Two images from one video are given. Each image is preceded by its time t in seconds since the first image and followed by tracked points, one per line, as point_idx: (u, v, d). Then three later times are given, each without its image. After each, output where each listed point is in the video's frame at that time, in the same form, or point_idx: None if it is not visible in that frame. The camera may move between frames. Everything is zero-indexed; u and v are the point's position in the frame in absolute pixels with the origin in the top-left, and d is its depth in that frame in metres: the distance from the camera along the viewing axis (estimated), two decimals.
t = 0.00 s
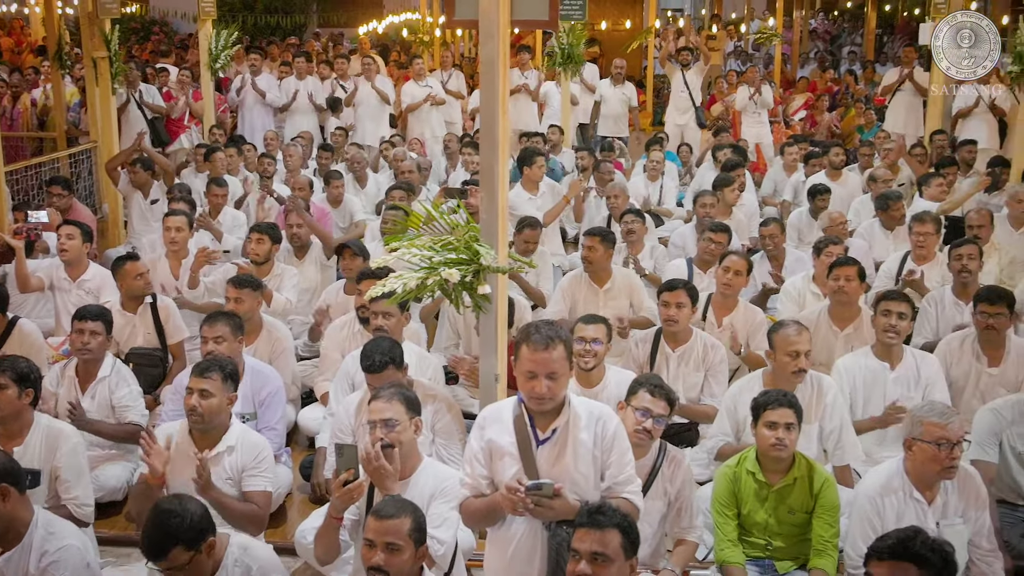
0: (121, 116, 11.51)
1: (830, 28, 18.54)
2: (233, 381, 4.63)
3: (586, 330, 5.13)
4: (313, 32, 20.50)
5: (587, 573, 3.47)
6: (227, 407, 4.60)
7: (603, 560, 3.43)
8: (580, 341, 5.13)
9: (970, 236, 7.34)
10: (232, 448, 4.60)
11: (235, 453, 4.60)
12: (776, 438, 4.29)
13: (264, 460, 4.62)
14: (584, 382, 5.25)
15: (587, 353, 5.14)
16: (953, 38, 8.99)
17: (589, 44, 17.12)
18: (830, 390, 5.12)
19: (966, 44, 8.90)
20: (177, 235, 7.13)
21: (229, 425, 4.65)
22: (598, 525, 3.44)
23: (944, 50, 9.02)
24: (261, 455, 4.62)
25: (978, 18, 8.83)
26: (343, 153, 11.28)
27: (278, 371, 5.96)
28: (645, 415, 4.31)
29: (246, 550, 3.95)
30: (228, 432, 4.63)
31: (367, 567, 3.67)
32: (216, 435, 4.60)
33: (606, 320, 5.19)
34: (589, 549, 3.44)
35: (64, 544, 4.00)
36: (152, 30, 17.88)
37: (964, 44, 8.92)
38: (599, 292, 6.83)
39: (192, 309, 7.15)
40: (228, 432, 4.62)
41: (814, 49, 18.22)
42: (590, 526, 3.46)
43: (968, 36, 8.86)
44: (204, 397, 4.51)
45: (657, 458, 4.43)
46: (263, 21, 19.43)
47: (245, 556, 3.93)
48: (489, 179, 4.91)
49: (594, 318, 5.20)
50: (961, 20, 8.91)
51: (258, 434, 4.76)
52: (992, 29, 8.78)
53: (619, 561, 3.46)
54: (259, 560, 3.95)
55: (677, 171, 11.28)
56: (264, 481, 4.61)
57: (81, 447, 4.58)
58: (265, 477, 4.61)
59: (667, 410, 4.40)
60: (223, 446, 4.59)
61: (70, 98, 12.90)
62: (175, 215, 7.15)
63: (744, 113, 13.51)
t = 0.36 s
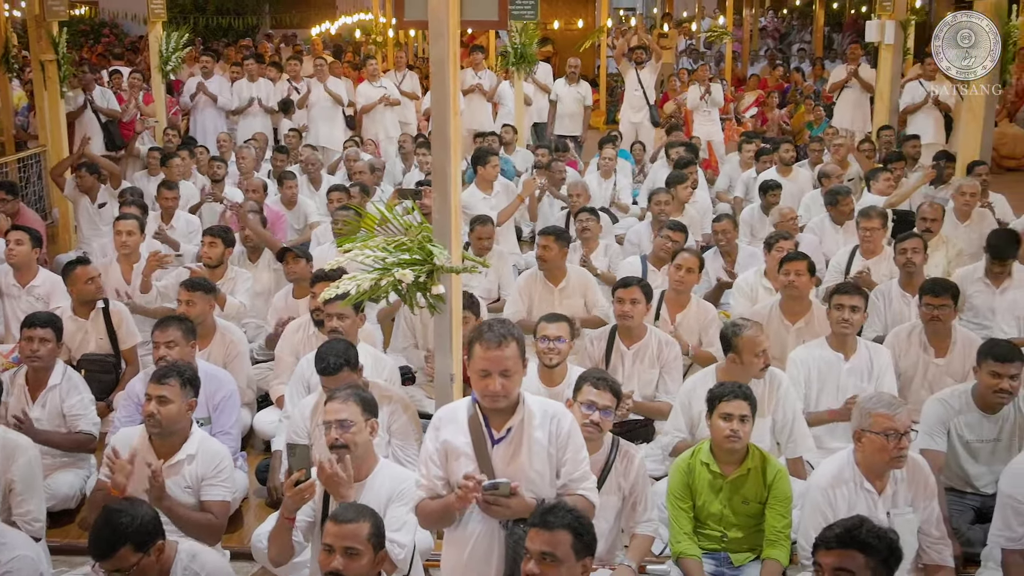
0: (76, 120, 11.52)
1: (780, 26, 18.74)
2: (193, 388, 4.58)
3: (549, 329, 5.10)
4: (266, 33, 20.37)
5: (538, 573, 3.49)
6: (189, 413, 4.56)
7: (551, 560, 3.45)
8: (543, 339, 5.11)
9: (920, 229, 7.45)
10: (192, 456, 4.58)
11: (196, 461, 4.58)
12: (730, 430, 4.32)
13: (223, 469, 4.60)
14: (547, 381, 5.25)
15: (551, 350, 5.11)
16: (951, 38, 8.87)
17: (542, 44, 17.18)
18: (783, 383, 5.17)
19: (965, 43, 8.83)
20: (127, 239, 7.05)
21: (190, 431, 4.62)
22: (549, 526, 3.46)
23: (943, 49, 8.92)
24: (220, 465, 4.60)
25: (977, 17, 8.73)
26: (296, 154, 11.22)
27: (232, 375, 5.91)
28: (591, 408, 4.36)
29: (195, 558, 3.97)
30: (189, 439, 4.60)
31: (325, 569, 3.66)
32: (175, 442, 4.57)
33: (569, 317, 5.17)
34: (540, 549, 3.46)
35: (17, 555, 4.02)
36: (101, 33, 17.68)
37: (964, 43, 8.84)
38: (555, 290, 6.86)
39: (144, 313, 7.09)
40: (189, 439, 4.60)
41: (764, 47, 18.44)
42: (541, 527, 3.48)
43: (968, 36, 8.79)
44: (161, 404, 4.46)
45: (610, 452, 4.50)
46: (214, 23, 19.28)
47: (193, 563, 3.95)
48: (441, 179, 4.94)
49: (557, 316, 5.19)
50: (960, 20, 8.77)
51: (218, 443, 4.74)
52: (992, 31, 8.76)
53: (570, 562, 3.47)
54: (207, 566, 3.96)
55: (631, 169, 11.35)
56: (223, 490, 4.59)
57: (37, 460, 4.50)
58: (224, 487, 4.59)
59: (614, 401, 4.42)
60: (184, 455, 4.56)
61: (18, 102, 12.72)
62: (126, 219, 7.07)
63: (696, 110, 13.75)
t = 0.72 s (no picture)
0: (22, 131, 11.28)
1: (726, 29, 18.94)
2: (131, 398, 4.52)
3: (505, 332, 5.10)
4: (214, 40, 20.19)
5: None
6: (127, 423, 4.49)
7: (497, 567, 3.46)
8: (500, 342, 5.11)
9: (865, 227, 7.56)
10: (134, 467, 4.54)
11: (138, 473, 4.54)
12: (684, 437, 4.34)
13: (168, 479, 4.56)
14: (502, 383, 5.24)
15: (507, 354, 5.13)
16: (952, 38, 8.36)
17: (492, 49, 17.24)
18: (732, 381, 5.23)
19: (965, 44, 8.28)
20: (72, 249, 6.95)
21: (132, 443, 4.57)
22: (495, 533, 3.47)
23: (944, 51, 8.40)
24: (164, 475, 4.56)
25: (978, 16, 8.19)
26: (245, 162, 11.15)
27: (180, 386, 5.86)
28: (536, 410, 4.39)
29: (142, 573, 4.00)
30: (131, 450, 4.55)
31: None
32: (116, 455, 4.52)
33: (525, 320, 5.15)
34: (487, 554, 3.47)
35: None
36: (44, 41, 17.42)
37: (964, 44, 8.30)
38: (506, 294, 6.87)
39: (90, 325, 7.00)
40: (131, 451, 4.54)
41: (711, 50, 18.62)
42: (490, 533, 3.48)
43: (967, 36, 8.24)
44: (99, 415, 4.40)
45: (561, 455, 4.53)
46: (161, 30, 19.07)
47: None
48: (388, 185, 4.97)
49: (513, 319, 5.16)
50: (960, 19, 8.26)
51: (161, 451, 4.69)
52: (991, 30, 8.19)
53: (518, 569, 3.48)
54: None
55: (581, 172, 11.41)
56: (168, 500, 4.56)
57: None
58: (169, 497, 4.56)
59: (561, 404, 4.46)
60: (125, 467, 4.52)
61: None
62: (69, 229, 6.98)
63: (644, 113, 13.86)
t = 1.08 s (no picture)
0: None
1: (674, 32, 19.06)
2: (53, 402, 4.40)
3: (455, 333, 5.11)
4: (159, 42, 19.92)
5: None
6: (51, 428, 4.39)
7: (447, 571, 3.46)
8: (450, 343, 5.12)
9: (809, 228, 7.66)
10: (63, 471, 4.47)
11: (68, 476, 4.47)
12: (632, 439, 4.35)
13: (99, 480, 4.52)
14: (453, 385, 5.22)
15: (458, 355, 5.13)
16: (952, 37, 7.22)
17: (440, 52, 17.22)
18: (679, 381, 5.27)
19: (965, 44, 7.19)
20: (13, 254, 6.83)
21: (59, 447, 4.50)
22: (444, 538, 3.47)
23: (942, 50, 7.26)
24: (95, 476, 4.51)
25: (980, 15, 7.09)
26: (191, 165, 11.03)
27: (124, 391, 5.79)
28: (477, 412, 4.43)
29: None
30: (59, 455, 4.48)
31: None
32: (44, 461, 4.44)
33: (476, 321, 5.16)
34: (434, 559, 3.47)
35: None
36: None
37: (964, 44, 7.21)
38: (454, 296, 6.88)
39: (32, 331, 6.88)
40: (59, 454, 4.47)
41: (659, 53, 18.75)
42: (438, 539, 3.48)
43: (969, 35, 7.14)
44: (22, 422, 4.32)
45: (508, 455, 4.56)
46: (106, 32, 18.79)
47: None
48: (334, 186, 5.01)
49: (463, 320, 5.17)
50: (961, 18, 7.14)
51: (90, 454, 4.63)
52: (992, 30, 7.18)
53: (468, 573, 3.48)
54: None
55: (530, 174, 11.44)
56: (101, 501, 4.52)
57: None
58: (102, 498, 4.52)
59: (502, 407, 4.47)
60: (54, 471, 4.44)
61: None
62: (11, 234, 6.85)
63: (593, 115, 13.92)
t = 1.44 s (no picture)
0: None
1: (628, 32, 19.14)
2: None
3: (405, 334, 5.12)
4: (110, 44, 19.67)
5: None
6: None
7: (405, 570, 3.46)
8: (400, 344, 5.12)
9: (760, 227, 7.74)
10: (6, 474, 4.42)
11: (11, 479, 4.42)
12: (585, 435, 4.37)
13: (43, 482, 4.46)
14: (401, 386, 5.20)
15: (408, 355, 5.13)
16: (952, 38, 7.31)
17: (394, 53, 17.18)
18: (631, 380, 5.30)
19: (965, 44, 7.25)
20: None
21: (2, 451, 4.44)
22: (401, 537, 3.47)
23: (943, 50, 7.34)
24: (39, 478, 4.46)
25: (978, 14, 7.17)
26: (143, 168, 10.92)
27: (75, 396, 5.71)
28: (428, 414, 4.44)
29: None
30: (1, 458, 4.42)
31: None
32: None
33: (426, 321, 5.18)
34: (392, 560, 3.47)
35: None
36: None
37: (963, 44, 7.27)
38: (409, 298, 6.86)
39: None
40: (2, 458, 4.42)
41: (614, 54, 18.84)
42: (395, 538, 3.48)
43: (968, 35, 7.20)
44: None
45: (461, 455, 4.58)
46: (56, 34, 18.52)
47: None
48: (285, 189, 4.99)
49: (414, 321, 5.18)
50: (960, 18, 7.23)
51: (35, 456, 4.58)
52: (991, 31, 7.20)
53: (425, 571, 3.48)
54: None
55: (485, 176, 11.45)
56: (47, 502, 4.46)
57: None
58: (48, 499, 4.47)
59: (452, 409, 4.48)
60: None
61: None
62: None
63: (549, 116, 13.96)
